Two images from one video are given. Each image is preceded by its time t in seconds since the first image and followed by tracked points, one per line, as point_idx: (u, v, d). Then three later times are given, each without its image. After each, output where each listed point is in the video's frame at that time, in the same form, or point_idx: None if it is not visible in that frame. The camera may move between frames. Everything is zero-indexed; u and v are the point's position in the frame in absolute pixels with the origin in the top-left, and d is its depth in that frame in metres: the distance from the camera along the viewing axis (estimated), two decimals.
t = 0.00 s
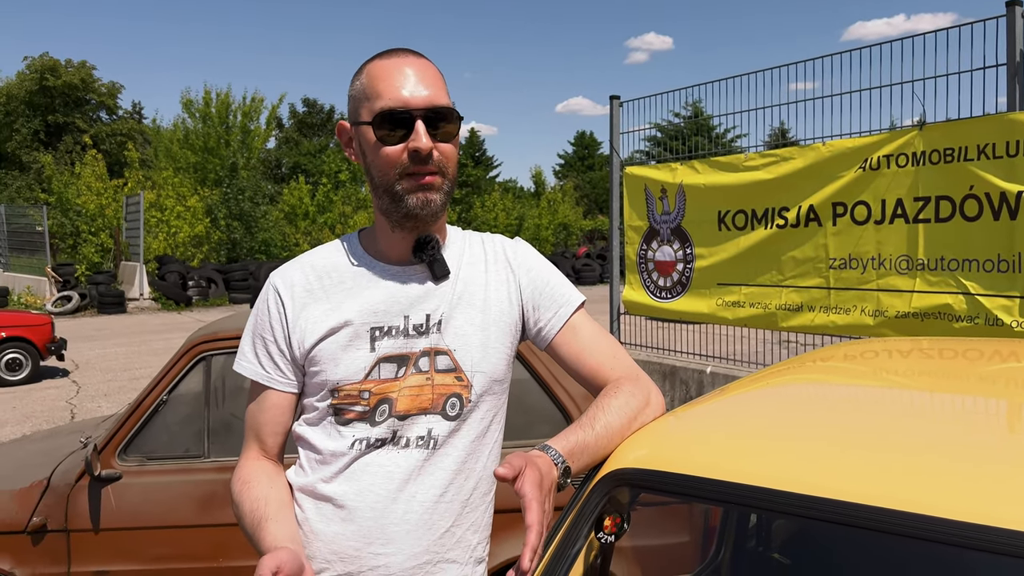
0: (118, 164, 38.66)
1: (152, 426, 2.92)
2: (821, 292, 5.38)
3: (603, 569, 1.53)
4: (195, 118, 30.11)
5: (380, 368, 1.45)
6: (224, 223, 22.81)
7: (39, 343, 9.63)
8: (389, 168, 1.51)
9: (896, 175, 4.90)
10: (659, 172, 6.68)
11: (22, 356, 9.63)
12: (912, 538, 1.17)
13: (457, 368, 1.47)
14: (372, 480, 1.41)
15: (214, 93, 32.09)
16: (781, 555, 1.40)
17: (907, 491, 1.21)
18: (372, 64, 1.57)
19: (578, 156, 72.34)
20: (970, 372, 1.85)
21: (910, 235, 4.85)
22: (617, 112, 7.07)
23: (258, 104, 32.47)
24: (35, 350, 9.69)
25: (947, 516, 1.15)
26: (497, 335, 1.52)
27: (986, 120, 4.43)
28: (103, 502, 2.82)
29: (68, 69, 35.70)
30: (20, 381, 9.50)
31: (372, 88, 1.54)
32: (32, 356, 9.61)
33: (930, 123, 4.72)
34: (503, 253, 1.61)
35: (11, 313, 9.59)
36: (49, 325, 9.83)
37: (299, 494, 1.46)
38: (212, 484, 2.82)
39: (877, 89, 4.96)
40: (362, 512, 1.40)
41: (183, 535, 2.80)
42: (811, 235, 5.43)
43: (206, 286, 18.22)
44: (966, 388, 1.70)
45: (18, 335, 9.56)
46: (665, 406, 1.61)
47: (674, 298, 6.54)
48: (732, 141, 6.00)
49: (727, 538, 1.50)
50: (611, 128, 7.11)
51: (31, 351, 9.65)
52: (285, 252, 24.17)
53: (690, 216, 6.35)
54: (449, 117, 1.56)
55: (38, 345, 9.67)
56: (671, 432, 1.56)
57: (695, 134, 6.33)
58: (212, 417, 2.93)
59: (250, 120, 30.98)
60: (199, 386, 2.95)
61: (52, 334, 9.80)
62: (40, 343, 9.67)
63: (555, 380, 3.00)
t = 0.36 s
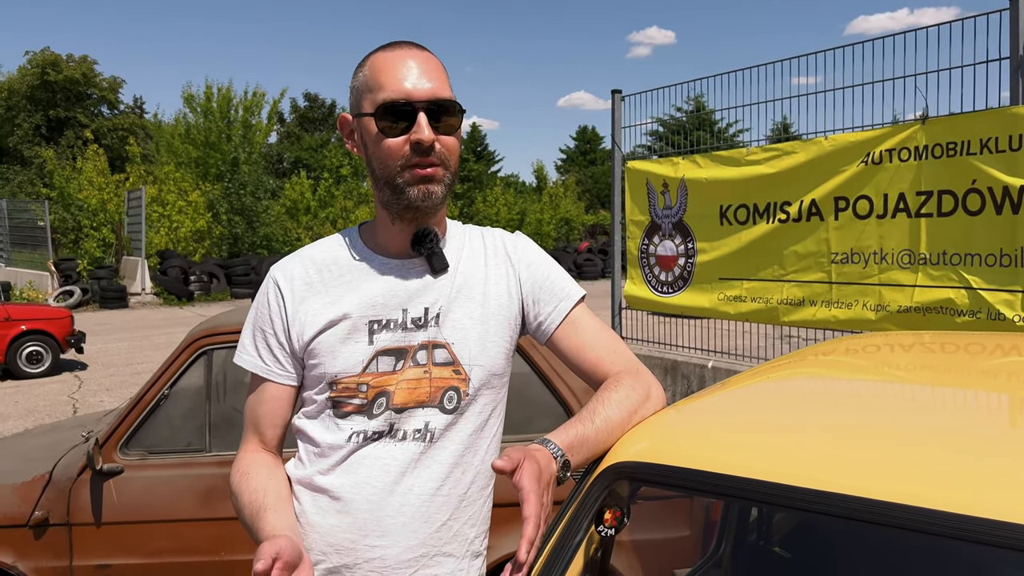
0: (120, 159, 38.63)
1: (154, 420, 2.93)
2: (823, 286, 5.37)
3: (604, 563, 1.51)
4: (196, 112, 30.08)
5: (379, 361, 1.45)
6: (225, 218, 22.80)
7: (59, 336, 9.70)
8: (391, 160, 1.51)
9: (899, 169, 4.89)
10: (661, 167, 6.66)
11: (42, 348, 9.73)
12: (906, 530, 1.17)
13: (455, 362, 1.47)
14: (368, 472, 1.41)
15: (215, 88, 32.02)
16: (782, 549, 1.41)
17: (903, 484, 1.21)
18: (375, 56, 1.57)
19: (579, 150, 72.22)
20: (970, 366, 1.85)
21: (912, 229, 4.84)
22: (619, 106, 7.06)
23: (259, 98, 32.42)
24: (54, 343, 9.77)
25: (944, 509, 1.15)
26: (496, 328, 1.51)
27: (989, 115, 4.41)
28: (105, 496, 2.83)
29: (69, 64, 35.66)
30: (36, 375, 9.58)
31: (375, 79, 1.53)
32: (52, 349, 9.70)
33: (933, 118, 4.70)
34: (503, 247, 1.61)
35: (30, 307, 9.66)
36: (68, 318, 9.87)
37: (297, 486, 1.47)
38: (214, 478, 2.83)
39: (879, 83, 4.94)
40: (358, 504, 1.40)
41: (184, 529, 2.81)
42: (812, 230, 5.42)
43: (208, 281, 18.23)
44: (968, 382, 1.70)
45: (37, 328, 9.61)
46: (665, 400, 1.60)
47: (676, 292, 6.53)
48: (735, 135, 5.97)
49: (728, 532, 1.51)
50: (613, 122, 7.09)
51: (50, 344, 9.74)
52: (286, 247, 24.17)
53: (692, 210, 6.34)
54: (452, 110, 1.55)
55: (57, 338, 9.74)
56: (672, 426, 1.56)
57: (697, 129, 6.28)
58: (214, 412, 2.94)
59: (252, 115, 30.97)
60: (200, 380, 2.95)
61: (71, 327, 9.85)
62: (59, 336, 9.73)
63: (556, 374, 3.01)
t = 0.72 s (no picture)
0: (119, 156, 38.61)
1: (153, 416, 2.92)
2: (823, 282, 5.37)
3: (603, 559, 1.51)
4: (196, 109, 30.03)
5: (376, 358, 1.44)
6: (225, 215, 22.79)
7: (75, 331, 9.78)
8: (382, 158, 1.51)
9: (898, 164, 4.88)
10: (660, 162, 6.65)
11: (59, 343, 9.80)
12: (905, 526, 1.17)
13: (452, 359, 1.47)
14: (366, 469, 1.41)
15: (214, 84, 31.98)
16: (781, 544, 1.41)
17: (900, 479, 1.21)
18: (371, 52, 1.56)
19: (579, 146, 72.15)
20: (970, 362, 1.85)
21: (912, 225, 4.84)
22: (618, 102, 7.04)
23: (258, 95, 32.36)
24: (70, 338, 9.83)
25: (941, 504, 1.15)
26: (492, 326, 1.51)
27: (989, 110, 4.41)
28: (105, 492, 2.83)
29: (69, 60, 35.61)
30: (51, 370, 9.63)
31: (369, 76, 1.53)
32: (69, 345, 9.79)
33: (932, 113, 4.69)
34: (500, 243, 1.60)
35: (47, 302, 9.71)
36: (84, 313, 9.94)
37: (294, 483, 1.46)
38: (213, 475, 2.83)
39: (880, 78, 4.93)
40: (355, 500, 1.40)
41: (183, 525, 2.81)
42: (812, 225, 5.42)
43: (208, 277, 18.22)
44: (968, 377, 1.69)
45: (54, 324, 9.67)
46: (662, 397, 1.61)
47: (675, 288, 6.53)
48: (735, 131, 5.96)
49: (727, 528, 1.51)
50: (612, 118, 7.08)
51: (67, 339, 9.80)
52: (286, 243, 24.15)
53: (691, 206, 6.34)
54: (446, 109, 1.55)
55: (74, 333, 9.81)
56: (669, 422, 1.56)
57: (697, 124, 6.28)
58: (213, 408, 2.94)
59: (251, 111, 30.93)
60: (200, 377, 2.95)
61: (87, 322, 9.93)
62: (75, 331, 9.81)
63: (556, 370, 3.01)
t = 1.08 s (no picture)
0: (114, 154, 38.49)
1: (148, 415, 2.92)
2: (818, 279, 5.37)
3: (598, 557, 1.52)
4: (190, 107, 29.94)
5: (371, 357, 1.44)
6: (220, 213, 22.74)
7: (86, 329, 9.79)
8: (375, 157, 1.50)
9: (894, 161, 4.89)
10: (656, 160, 6.65)
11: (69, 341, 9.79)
12: (902, 525, 1.17)
13: (447, 358, 1.47)
14: (361, 469, 1.40)
15: (209, 81, 31.90)
16: (777, 542, 1.41)
17: (895, 477, 1.21)
18: (368, 49, 1.55)
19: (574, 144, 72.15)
20: (965, 359, 1.85)
21: (907, 222, 4.85)
22: (614, 99, 7.04)
23: (253, 92, 32.26)
24: (80, 335, 9.83)
25: (937, 502, 1.15)
26: (487, 325, 1.51)
27: (983, 108, 4.41)
28: (99, 492, 2.82)
29: (63, 58, 35.46)
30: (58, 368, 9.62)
31: (365, 74, 1.52)
32: (79, 341, 9.78)
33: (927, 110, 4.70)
34: (495, 242, 1.60)
35: (57, 299, 9.69)
36: (94, 311, 9.93)
37: (289, 484, 1.46)
38: (208, 474, 2.82)
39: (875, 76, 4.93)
40: (351, 501, 1.40)
41: (179, 525, 2.80)
42: (808, 223, 5.42)
43: (203, 276, 18.18)
44: (962, 375, 1.69)
45: (64, 321, 9.67)
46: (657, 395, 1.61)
47: (671, 286, 6.53)
48: (730, 129, 5.96)
49: (723, 526, 1.52)
50: (608, 115, 7.08)
51: (77, 337, 9.80)
52: (282, 241, 24.12)
53: (687, 204, 6.34)
54: (441, 108, 1.54)
55: (83, 330, 9.80)
56: (664, 420, 1.56)
57: (693, 122, 6.27)
58: (208, 407, 2.93)
59: (246, 109, 30.87)
60: (194, 376, 2.94)
61: (97, 320, 9.92)
62: (86, 329, 9.81)
63: (552, 368, 3.00)
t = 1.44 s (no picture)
0: (109, 153, 38.33)
1: (145, 415, 2.91)
2: (815, 277, 5.38)
3: (598, 556, 1.51)
4: (186, 106, 29.85)
5: (369, 358, 1.44)
6: (217, 212, 22.69)
7: (96, 327, 9.72)
8: (373, 155, 1.49)
9: (890, 159, 4.89)
10: (653, 158, 6.64)
11: (80, 339, 9.77)
12: (904, 523, 1.17)
13: (445, 357, 1.46)
14: (360, 469, 1.40)
15: (204, 79, 31.79)
16: (776, 540, 1.41)
17: (890, 474, 1.21)
18: (366, 47, 1.54)
19: (571, 142, 72.15)
20: (962, 356, 1.85)
21: (904, 220, 4.85)
22: (611, 97, 7.03)
23: (249, 91, 32.19)
24: (91, 334, 9.79)
25: (933, 499, 1.16)
26: (485, 323, 1.51)
27: (980, 105, 4.42)
28: (96, 492, 2.81)
29: (58, 57, 35.27)
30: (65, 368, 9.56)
31: (364, 72, 1.52)
32: (90, 340, 9.74)
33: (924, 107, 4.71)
34: (493, 241, 1.59)
35: (68, 298, 9.62)
36: (104, 309, 9.81)
37: (287, 484, 1.45)
38: (206, 474, 2.81)
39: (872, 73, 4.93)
40: (349, 501, 1.39)
41: (176, 525, 2.79)
42: (805, 221, 5.43)
43: (200, 275, 18.14)
44: (960, 372, 1.70)
45: (74, 320, 9.58)
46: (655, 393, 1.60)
47: (669, 284, 6.53)
48: (727, 127, 5.96)
49: (721, 525, 1.52)
50: (605, 113, 7.07)
51: (88, 335, 9.75)
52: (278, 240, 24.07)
53: (684, 202, 6.34)
54: (440, 107, 1.53)
55: (94, 328, 9.74)
56: (663, 419, 1.56)
57: (690, 120, 6.26)
58: (205, 407, 2.92)
59: (242, 108, 30.81)
60: (191, 375, 2.93)
61: (108, 318, 9.85)
62: (95, 327, 9.74)
63: (549, 367, 3.00)
